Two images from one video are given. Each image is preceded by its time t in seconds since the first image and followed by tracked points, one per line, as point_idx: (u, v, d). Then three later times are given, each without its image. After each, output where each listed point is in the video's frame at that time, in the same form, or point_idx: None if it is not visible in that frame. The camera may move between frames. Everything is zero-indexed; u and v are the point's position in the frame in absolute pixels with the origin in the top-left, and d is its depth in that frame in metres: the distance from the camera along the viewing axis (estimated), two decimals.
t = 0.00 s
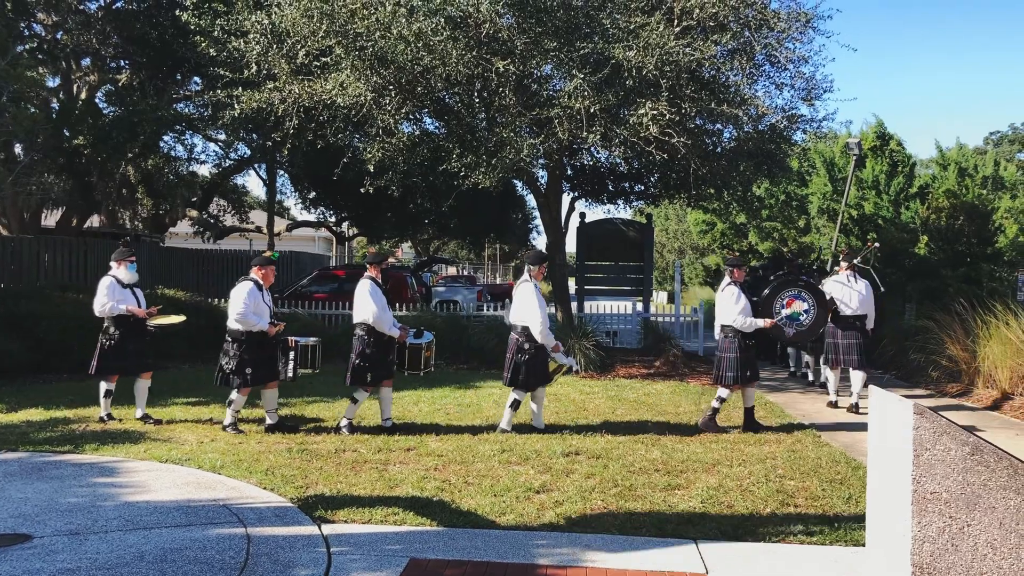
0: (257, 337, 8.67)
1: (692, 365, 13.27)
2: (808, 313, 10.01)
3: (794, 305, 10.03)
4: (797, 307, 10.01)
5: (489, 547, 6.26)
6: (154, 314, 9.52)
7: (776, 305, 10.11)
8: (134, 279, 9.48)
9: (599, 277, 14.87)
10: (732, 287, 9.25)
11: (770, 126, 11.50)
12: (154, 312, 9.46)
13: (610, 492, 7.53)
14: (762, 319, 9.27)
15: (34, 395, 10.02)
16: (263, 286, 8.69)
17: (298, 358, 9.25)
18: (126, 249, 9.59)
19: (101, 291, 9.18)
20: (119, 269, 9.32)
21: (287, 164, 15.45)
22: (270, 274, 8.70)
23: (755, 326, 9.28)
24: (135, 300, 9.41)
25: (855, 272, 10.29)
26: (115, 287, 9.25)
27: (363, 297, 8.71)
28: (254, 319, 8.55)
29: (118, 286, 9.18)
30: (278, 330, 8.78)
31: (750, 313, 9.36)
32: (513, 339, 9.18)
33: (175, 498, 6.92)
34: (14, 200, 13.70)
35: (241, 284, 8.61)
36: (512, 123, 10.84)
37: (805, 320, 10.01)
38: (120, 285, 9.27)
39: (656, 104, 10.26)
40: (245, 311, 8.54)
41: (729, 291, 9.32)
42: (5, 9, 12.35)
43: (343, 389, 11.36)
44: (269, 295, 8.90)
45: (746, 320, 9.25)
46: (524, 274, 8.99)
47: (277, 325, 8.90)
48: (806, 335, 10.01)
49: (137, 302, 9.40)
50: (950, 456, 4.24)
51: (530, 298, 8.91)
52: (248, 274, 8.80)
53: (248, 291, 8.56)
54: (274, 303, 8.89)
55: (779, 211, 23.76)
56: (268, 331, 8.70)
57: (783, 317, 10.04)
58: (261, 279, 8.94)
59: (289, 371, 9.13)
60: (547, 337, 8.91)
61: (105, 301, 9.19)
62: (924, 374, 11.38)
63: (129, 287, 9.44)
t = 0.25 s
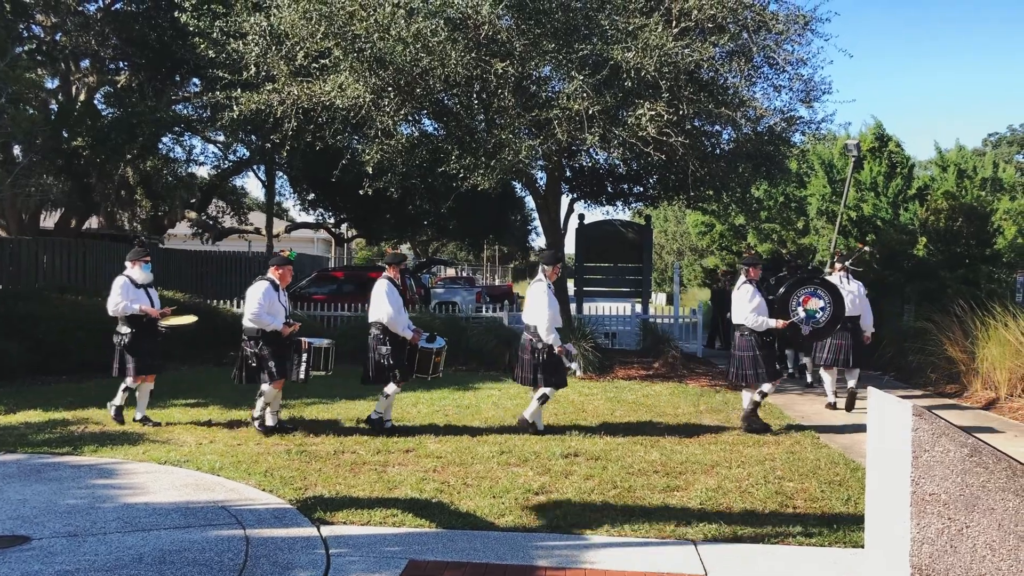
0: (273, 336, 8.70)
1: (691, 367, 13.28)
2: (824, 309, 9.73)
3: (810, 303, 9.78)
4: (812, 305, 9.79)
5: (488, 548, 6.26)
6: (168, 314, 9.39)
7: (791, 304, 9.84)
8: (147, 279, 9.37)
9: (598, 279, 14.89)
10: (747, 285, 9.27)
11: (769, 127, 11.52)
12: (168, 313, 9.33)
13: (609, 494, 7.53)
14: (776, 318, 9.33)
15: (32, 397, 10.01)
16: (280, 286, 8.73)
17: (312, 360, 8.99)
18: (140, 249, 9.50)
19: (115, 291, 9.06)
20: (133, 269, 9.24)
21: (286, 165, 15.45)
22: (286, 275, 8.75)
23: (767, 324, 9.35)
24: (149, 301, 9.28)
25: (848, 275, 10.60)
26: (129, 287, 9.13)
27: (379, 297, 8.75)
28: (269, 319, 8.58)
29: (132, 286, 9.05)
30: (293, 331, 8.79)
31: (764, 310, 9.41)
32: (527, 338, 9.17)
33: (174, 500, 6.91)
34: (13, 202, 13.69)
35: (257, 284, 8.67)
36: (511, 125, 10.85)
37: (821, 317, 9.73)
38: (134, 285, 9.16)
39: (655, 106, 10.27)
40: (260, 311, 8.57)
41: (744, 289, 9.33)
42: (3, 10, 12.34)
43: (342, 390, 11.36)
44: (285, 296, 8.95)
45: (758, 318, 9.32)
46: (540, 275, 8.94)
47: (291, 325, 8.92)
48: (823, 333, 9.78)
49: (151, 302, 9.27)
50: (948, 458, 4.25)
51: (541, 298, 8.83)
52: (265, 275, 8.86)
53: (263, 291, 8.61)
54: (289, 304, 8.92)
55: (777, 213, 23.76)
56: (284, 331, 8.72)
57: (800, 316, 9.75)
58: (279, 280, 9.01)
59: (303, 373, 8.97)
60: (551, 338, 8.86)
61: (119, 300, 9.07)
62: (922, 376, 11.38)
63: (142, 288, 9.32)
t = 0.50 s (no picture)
0: (290, 341, 8.70)
1: (690, 368, 13.29)
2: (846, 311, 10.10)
3: (831, 305, 10.12)
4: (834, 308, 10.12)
5: (487, 550, 6.26)
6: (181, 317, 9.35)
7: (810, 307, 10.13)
8: (161, 281, 9.34)
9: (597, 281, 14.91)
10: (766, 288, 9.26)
11: (767, 129, 11.55)
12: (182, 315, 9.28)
13: (608, 496, 7.53)
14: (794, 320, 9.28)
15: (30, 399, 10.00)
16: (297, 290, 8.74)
17: (328, 366, 8.98)
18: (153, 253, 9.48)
19: (129, 292, 9.07)
20: (147, 271, 9.24)
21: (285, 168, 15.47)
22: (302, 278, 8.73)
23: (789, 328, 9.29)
24: (162, 303, 9.24)
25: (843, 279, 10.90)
26: (143, 288, 9.13)
27: (396, 301, 8.83)
28: (286, 324, 8.58)
29: (145, 287, 9.06)
30: (309, 335, 8.78)
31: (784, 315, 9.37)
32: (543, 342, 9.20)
33: (173, 502, 6.90)
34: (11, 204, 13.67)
35: (274, 288, 8.66)
36: (510, 127, 10.86)
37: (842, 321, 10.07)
38: (148, 286, 9.16)
39: (653, 108, 10.29)
40: (278, 315, 8.58)
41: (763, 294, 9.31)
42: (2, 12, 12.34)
43: (341, 392, 11.37)
44: (302, 299, 8.94)
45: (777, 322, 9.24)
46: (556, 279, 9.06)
47: (308, 328, 8.90)
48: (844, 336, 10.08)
49: (164, 304, 9.24)
50: (947, 460, 4.26)
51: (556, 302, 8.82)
52: (282, 278, 8.84)
53: (281, 295, 8.61)
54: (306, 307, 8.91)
55: (776, 215, 23.78)
56: (300, 335, 8.72)
57: (820, 317, 10.10)
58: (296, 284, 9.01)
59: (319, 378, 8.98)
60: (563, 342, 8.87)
61: (132, 303, 9.04)
62: (921, 377, 11.40)
63: (156, 290, 9.31)
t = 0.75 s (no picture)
0: (308, 345, 8.70)
1: (688, 370, 13.29)
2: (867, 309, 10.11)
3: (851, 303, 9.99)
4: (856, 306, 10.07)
5: (486, 553, 6.25)
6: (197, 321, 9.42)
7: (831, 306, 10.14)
8: (175, 286, 9.39)
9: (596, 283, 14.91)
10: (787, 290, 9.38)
11: (765, 131, 11.56)
12: (198, 319, 9.35)
13: (606, 498, 7.53)
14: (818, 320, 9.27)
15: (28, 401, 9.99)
16: (311, 293, 8.69)
17: (349, 366, 8.95)
18: (165, 258, 9.51)
19: (144, 299, 9.11)
20: (160, 276, 9.26)
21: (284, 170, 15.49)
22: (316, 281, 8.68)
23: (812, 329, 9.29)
24: (177, 308, 9.30)
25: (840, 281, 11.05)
26: (157, 295, 9.17)
27: (409, 303, 8.79)
28: (303, 327, 8.56)
29: (160, 293, 9.10)
30: (326, 337, 8.78)
31: (807, 317, 9.42)
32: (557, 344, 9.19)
33: (171, 504, 6.90)
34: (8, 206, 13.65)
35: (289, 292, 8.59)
36: (509, 129, 10.87)
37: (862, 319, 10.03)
38: (162, 292, 9.20)
39: (651, 110, 10.30)
40: (294, 319, 8.54)
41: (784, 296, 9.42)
42: (0, 14, 12.32)
43: (339, 394, 11.37)
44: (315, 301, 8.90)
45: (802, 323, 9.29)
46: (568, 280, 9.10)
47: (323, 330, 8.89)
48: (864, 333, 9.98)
49: (180, 309, 9.30)
50: (946, 462, 4.26)
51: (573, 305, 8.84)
52: (294, 281, 8.77)
53: (296, 298, 8.55)
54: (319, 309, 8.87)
55: (774, 216, 23.78)
56: (317, 338, 8.72)
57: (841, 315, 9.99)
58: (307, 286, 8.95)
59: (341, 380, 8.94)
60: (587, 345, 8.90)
61: (148, 309, 9.08)
62: (919, 379, 11.41)
63: (171, 295, 9.35)
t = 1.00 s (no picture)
0: (321, 344, 8.66)
1: (687, 373, 13.30)
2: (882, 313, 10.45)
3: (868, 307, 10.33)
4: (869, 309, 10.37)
5: (485, 555, 6.26)
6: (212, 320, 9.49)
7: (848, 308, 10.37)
8: (191, 285, 9.42)
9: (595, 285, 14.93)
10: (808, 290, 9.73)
11: (764, 134, 11.59)
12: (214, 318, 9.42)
13: (606, 500, 7.53)
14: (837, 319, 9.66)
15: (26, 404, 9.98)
16: (324, 292, 8.66)
17: (364, 364, 9.23)
18: (181, 258, 9.54)
19: (161, 299, 9.12)
20: (177, 276, 9.28)
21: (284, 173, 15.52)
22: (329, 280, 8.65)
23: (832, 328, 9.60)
24: (194, 307, 9.34)
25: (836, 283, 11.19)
26: (174, 294, 9.19)
27: (421, 303, 8.83)
28: (319, 326, 8.52)
29: (178, 293, 9.12)
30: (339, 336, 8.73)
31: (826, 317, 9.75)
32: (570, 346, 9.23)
33: (171, 506, 6.89)
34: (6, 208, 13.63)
35: (303, 291, 8.54)
36: (508, 131, 10.89)
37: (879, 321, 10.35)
38: (179, 292, 9.23)
39: (650, 113, 10.33)
40: (310, 318, 8.49)
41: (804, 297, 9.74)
42: None
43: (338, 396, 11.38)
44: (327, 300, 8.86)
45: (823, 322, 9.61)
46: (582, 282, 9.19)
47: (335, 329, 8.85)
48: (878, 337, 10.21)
49: (196, 308, 9.35)
50: (943, 464, 4.25)
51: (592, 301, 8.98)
52: (307, 280, 8.72)
53: (310, 297, 8.52)
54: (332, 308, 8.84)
55: (773, 219, 23.83)
56: (331, 337, 8.69)
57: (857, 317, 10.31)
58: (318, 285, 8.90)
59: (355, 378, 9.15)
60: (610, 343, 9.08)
61: (166, 308, 9.11)
62: (917, 381, 11.43)
63: (187, 294, 9.38)
